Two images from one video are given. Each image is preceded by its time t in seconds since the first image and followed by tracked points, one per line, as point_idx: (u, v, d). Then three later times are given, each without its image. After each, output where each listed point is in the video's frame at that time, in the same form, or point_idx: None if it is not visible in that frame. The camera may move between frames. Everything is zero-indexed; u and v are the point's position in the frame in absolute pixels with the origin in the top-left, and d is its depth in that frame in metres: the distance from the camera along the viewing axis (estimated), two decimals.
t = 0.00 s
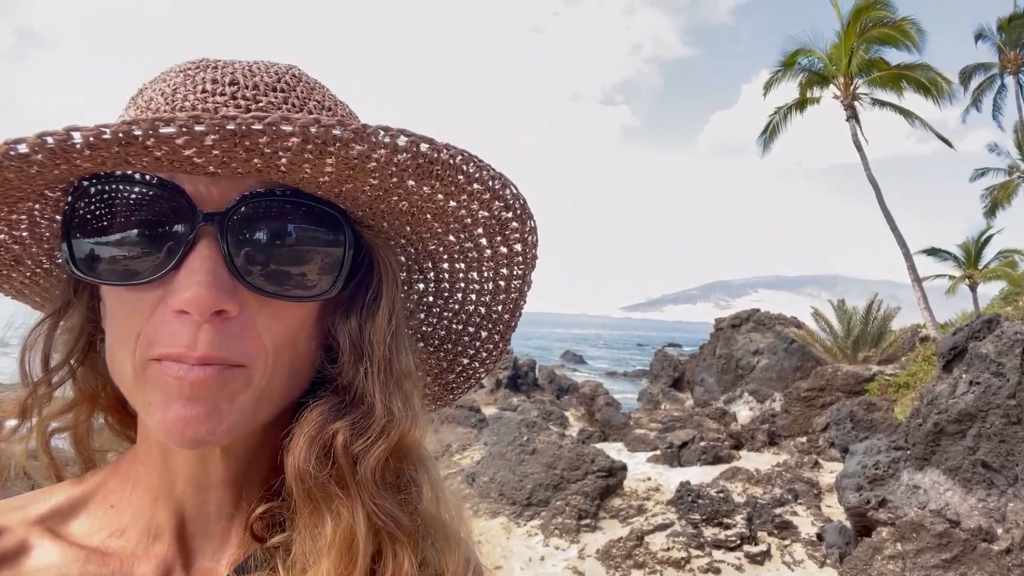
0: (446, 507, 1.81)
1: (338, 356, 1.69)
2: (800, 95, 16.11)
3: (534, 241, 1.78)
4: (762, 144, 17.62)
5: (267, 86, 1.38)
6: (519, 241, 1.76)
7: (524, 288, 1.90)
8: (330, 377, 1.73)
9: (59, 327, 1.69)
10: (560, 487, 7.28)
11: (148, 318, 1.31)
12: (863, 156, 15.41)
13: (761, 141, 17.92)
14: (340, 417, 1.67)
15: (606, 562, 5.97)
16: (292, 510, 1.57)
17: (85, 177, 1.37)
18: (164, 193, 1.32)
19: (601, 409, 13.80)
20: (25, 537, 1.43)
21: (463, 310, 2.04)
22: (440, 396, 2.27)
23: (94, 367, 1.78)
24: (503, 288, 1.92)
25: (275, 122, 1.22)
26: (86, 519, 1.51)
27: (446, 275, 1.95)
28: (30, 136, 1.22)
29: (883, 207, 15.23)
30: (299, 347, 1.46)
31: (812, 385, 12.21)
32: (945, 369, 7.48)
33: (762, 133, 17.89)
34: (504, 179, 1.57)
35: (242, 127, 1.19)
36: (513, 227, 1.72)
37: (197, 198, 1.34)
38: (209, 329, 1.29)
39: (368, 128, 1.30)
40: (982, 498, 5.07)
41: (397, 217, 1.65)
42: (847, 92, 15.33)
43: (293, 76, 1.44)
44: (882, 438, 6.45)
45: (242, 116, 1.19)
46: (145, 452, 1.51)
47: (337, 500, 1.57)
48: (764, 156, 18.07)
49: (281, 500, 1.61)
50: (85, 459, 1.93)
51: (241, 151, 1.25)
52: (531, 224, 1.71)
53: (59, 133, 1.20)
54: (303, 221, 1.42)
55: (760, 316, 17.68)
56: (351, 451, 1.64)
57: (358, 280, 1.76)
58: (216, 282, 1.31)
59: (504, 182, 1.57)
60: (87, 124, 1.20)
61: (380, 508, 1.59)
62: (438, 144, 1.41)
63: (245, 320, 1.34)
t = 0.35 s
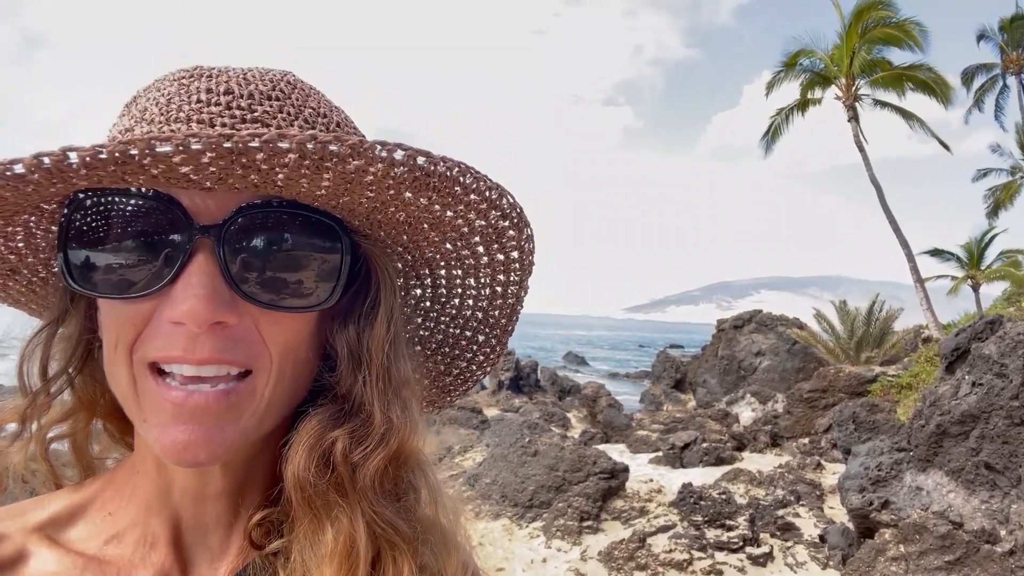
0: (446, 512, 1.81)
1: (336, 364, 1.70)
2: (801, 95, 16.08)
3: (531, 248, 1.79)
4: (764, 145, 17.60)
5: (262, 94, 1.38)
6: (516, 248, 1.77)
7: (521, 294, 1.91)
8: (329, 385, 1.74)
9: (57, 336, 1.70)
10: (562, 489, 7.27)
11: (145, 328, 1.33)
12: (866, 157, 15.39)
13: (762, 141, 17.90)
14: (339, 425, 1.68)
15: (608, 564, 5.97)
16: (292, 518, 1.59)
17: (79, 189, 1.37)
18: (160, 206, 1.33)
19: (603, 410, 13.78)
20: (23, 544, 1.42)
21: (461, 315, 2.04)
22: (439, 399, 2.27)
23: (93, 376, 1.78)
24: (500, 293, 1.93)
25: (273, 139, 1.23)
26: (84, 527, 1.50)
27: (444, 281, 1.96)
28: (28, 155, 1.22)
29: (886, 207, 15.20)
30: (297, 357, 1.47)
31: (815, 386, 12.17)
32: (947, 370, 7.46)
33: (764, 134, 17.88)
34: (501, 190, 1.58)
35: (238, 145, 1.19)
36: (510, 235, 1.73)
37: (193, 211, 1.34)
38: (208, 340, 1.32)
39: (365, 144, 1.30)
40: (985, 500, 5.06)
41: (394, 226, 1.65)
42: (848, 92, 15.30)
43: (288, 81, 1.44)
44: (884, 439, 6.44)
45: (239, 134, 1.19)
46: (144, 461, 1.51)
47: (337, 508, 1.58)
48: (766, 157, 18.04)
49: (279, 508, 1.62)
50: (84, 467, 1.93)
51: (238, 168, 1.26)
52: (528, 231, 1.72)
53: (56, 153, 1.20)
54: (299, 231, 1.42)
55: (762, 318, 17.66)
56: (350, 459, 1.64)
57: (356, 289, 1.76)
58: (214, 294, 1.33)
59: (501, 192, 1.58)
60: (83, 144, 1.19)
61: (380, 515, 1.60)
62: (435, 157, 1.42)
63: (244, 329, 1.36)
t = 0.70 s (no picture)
0: (447, 504, 1.82)
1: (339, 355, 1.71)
2: (802, 96, 16.09)
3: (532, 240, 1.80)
4: (765, 146, 17.61)
5: (264, 87, 1.40)
6: (517, 240, 1.78)
7: (521, 287, 1.92)
8: (332, 376, 1.75)
9: (57, 329, 1.70)
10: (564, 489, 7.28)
11: (149, 316, 1.34)
12: (867, 157, 15.38)
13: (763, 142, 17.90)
14: (342, 415, 1.69)
15: (610, 565, 5.97)
16: (296, 508, 1.59)
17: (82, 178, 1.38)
18: (165, 194, 1.34)
19: (605, 411, 13.78)
20: (25, 536, 1.43)
21: (461, 309, 2.05)
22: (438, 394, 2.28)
23: (93, 368, 1.80)
24: (501, 286, 1.94)
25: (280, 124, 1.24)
26: (85, 520, 1.51)
27: (445, 274, 1.97)
28: (36, 139, 1.23)
29: (887, 207, 15.19)
30: (300, 347, 1.48)
31: (817, 387, 12.14)
32: (949, 370, 7.45)
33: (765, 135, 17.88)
34: (503, 179, 1.59)
35: (246, 130, 1.20)
36: (512, 227, 1.74)
37: (197, 200, 1.36)
38: (211, 327, 1.33)
39: (370, 130, 1.31)
40: (987, 500, 5.06)
41: (396, 216, 1.66)
42: (849, 93, 15.29)
43: (290, 75, 1.46)
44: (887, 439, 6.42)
45: (247, 119, 1.20)
46: (146, 453, 1.51)
47: (342, 498, 1.59)
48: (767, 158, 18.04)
49: (280, 499, 1.63)
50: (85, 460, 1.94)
51: (245, 154, 1.27)
52: (529, 223, 1.73)
53: (64, 136, 1.21)
54: (303, 221, 1.43)
55: (764, 318, 17.64)
56: (354, 449, 1.65)
57: (358, 280, 1.77)
58: (219, 282, 1.34)
59: (503, 182, 1.59)
60: (93, 128, 1.20)
61: (384, 505, 1.61)
62: (439, 146, 1.43)
63: (248, 316, 1.37)
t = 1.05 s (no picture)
0: (452, 514, 1.82)
1: (343, 362, 1.72)
2: (804, 96, 16.08)
3: (536, 247, 1.80)
4: (767, 146, 17.59)
5: (269, 93, 1.40)
6: (520, 247, 1.78)
7: (524, 294, 1.93)
8: (336, 384, 1.76)
9: (61, 335, 1.72)
10: (567, 490, 7.27)
11: (150, 322, 1.35)
12: (869, 157, 15.36)
13: (765, 142, 17.88)
14: (348, 423, 1.70)
15: (613, 565, 5.96)
16: (301, 517, 1.59)
17: (86, 183, 1.39)
18: (167, 200, 1.34)
19: (607, 412, 13.77)
20: (25, 539, 1.44)
21: (464, 317, 2.06)
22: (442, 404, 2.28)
23: (95, 376, 1.81)
24: (504, 294, 1.95)
25: (282, 125, 1.24)
26: (85, 522, 1.52)
27: (448, 281, 1.97)
28: (39, 138, 1.23)
29: (890, 207, 15.17)
30: (301, 354, 1.49)
31: (820, 387, 12.10)
32: (952, 370, 7.45)
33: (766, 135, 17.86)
34: (506, 184, 1.59)
35: (248, 129, 1.21)
36: (515, 233, 1.74)
37: (199, 203, 1.36)
38: (213, 333, 1.34)
39: (372, 132, 1.31)
40: (990, 500, 5.08)
41: (399, 222, 1.66)
42: (851, 93, 15.28)
43: (296, 83, 1.47)
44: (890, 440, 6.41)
45: (249, 118, 1.21)
46: (148, 457, 1.52)
47: (348, 507, 1.59)
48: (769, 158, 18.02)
49: (284, 507, 1.63)
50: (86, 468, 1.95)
51: (247, 154, 1.27)
52: (532, 229, 1.73)
53: (67, 135, 1.22)
54: (305, 227, 1.44)
55: (766, 318, 17.62)
56: (360, 457, 1.66)
57: (361, 288, 1.78)
58: (220, 287, 1.34)
59: (506, 187, 1.59)
60: (95, 127, 1.21)
61: (390, 514, 1.61)
62: (442, 149, 1.43)
63: (250, 322, 1.38)
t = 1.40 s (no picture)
0: (458, 514, 1.83)
1: (345, 361, 1.73)
2: (810, 94, 16.00)
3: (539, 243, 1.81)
4: (772, 145, 17.52)
5: (269, 92, 1.42)
6: (523, 243, 1.79)
7: (530, 291, 1.91)
8: (339, 383, 1.77)
9: (67, 337, 1.75)
10: (571, 489, 7.28)
11: (151, 321, 1.36)
12: (875, 156, 15.29)
13: (771, 141, 17.82)
14: (351, 423, 1.71)
15: (617, 565, 5.97)
16: (307, 517, 1.61)
17: (88, 183, 1.41)
18: (167, 198, 1.36)
19: (612, 411, 13.76)
20: (31, 542, 1.46)
21: (469, 316, 2.06)
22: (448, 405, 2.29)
23: (100, 377, 1.82)
24: (508, 292, 1.95)
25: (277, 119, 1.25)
26: (92, 524, 1.54)
27: (451, 279, 1.98)
28: (33, 134, 1.25)
29: (896, 205, 15.09)
30: (303, 352, 1.50)
31: (825, 386, 12.04)
32: (958, 369, 7.42)
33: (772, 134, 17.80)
34: (507, 178, 1.59)
35: (242, 124, 1.22)
36: (517, 229, 1.75)
37: (198, 199, 1.38)
38: (213, 331, 1.35)
39: (368, 126, 1.31)
40: (997, 499, 5.12)
41: (400, 219, 1.67)
42: (857, 91, 15.19)
43: (297, 83, 1.47)
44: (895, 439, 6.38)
45: (243, 113, 1.22)
46: (153, 456, 1.54)
47: (352, 506, 1.60)
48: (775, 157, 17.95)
49: (289, 508, 1.64)
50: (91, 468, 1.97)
51: (242, 149, 1.28)
52: (534, 225, 1.73)
53: (62, 130, 1.23)
54: (307, 223, 1.46)
55: (772, 317, 17.58)
56: (364, 456, 1.67)
57: (363, 285, 1.79)
58: (220, 283, 1.36)
59: (507, 181, 1.59)
60: (89, 123, 1.23)
61: (395, 513, 1.62)
62: (440, 142, 1.44)
63: (250, 320, 1.39)
